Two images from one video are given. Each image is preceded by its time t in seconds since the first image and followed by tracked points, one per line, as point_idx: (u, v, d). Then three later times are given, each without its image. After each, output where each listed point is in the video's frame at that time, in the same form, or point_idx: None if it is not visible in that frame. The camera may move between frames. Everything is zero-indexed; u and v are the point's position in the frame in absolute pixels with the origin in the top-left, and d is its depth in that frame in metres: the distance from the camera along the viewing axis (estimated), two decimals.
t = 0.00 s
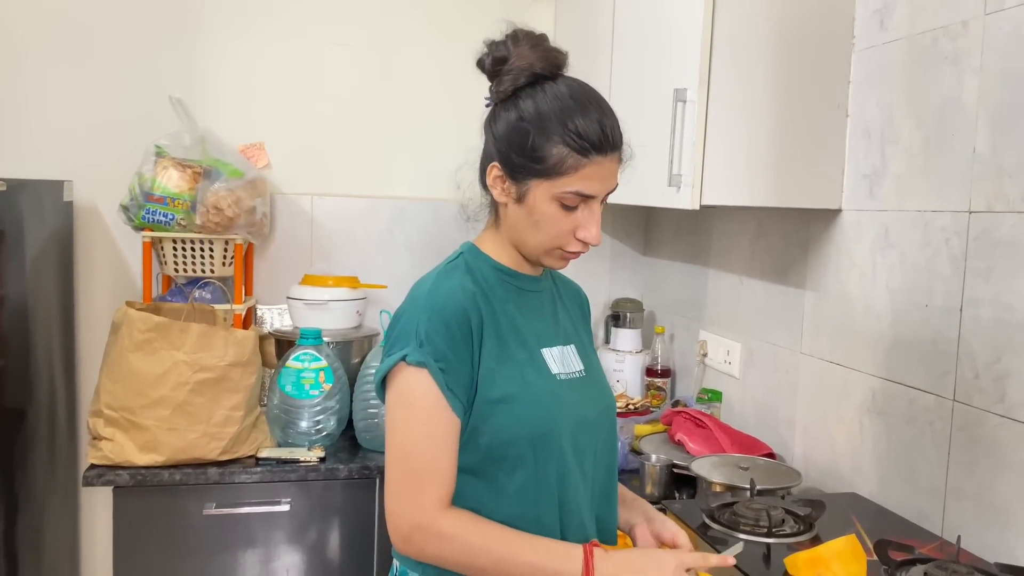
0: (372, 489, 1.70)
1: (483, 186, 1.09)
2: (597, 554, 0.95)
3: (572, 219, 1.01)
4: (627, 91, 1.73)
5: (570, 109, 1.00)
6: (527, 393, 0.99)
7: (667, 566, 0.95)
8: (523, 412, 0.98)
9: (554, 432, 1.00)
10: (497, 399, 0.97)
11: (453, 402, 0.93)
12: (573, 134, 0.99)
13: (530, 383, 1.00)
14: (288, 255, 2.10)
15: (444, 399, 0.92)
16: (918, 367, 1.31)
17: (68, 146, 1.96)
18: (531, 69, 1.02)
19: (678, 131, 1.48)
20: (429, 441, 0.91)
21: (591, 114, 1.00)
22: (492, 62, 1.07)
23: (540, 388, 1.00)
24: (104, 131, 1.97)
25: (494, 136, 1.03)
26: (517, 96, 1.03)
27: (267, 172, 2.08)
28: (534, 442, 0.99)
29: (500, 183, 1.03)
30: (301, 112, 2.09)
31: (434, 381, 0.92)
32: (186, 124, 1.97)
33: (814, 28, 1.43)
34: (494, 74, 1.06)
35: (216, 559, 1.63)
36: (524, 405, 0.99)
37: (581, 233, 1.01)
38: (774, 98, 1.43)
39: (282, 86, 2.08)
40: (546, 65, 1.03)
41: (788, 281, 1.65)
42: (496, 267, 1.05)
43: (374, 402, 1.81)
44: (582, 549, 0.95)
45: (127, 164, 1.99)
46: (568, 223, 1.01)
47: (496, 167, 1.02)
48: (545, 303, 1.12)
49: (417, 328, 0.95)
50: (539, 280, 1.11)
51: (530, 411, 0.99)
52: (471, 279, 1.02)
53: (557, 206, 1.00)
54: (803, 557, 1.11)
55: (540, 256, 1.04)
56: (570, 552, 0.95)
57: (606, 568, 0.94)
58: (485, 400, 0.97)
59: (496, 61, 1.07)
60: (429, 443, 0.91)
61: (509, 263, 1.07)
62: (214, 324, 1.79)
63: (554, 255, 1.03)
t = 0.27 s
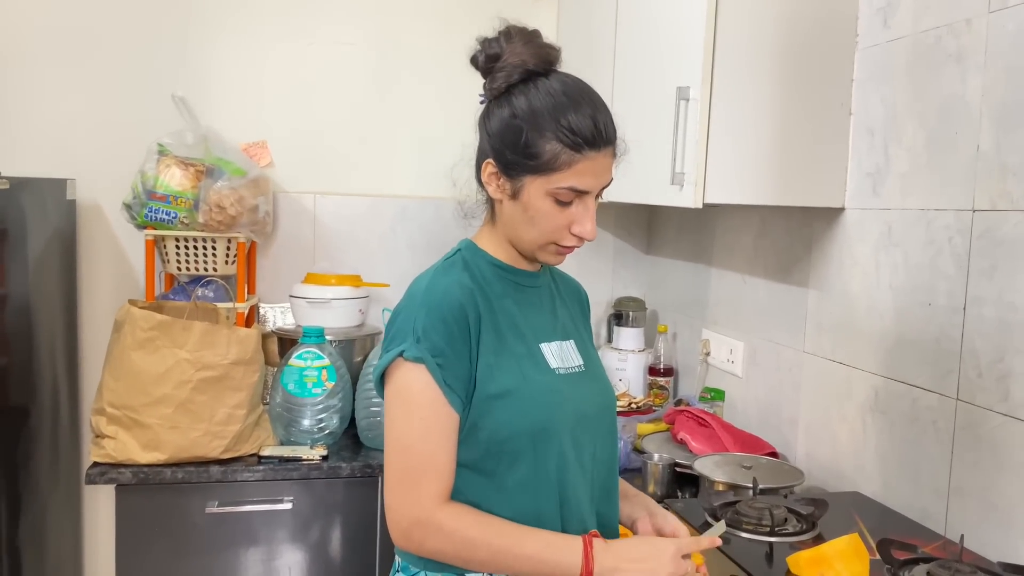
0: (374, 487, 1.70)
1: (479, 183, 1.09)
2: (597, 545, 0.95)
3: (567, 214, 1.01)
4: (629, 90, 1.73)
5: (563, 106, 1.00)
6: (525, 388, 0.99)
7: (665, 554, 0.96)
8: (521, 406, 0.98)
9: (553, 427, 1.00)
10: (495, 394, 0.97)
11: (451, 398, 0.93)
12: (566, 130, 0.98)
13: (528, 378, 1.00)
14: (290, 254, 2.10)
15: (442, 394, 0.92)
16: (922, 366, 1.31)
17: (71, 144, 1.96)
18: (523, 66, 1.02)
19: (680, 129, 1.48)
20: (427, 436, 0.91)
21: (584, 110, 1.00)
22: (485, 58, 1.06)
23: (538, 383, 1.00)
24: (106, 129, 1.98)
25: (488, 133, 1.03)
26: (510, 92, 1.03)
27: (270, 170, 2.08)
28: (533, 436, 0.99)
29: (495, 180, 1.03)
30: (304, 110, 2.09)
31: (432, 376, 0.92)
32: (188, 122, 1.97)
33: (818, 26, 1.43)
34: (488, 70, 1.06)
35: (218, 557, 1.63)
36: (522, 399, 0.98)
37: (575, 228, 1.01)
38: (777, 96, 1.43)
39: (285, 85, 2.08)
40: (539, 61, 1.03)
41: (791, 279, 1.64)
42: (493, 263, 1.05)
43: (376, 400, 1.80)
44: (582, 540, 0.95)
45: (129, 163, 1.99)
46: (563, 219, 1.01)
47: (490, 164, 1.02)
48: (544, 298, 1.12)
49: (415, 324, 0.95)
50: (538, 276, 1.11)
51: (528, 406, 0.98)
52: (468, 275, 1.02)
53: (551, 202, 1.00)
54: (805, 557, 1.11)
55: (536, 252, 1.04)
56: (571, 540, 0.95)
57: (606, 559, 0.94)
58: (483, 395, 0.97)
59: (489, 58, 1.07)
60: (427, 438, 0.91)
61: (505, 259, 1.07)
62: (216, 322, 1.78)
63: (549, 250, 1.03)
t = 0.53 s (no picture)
0: (381, 488, 1.71)
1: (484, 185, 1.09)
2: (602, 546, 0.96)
3: (571, 216, 1.01)
4: (636, 92, 1.73)
5: (568, 109, 1.00)
6: (530, 389, 0.99)
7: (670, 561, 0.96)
8: (525, 407, 0.98)
9: (556, 427, 1.01)
10: (500, 394, 0.98)
11: (455, 398, 0.93)
12: (570, 132, 0.99)
13: (532, 378, 1.00)
14: (298, 255, 2.11)
15: (447, 395, 0.92)
16: (929, 368, 1.31)
17: (79, 145, 1.97)
18: (529, 70, 1.03)
19: (687, 132, 1.49)
20: (432, 437, 0.91)
21: (589, 113, 1.01)
22: (490, 62, 1.07)
23: (542, 383, 1.01)
24: (114, 131, 1.99)
25: (493, 135, 1.04)
26: (515, 95, 1.03)
27: (277, 172, 2.09)
28: (537, 436, 0.99)
29: (500, 181, 1.04)
30: (311, 112, 2.10)
31: (437, 377, 0.92)
32: (196, 123, 1.98)
33: (825, 28, 1.43)
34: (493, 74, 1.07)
35: (226, 558, 1.64)
36: (526, 400, 0.99)
37: (580, 229, 1.01)
38: (784, 99, 1.43)
39: (292, 87, 2.09)
40: (544, 65, 1.04)
41: (798, 281, 1.64)
42: (498, 264, 1.06)
43: (383, 401, 1.81)
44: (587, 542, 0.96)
45: (138, 165, 2.00)
46: (567, 220, 1.01)
47: (496, 165, 1.03)
48: (548, 299, 1.12)
49: (419, 324, 0.96)
50: (542, 277, 1.11)
51: (532, 406, 0.99)
52: (473, 277, 1.02)
53: (556, 203, 1.00)
54: (812, 557, 1.11)
55: (540, 253, 1.05)
56: (575, 541, 0.95)
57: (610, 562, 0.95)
58: (487, 396, 0.97)
59: (495, 61, 1.07)
60: (432, 438, 0.91)
61: (510, 260, 1.07)
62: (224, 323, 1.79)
63: (553, 251, 1.04)
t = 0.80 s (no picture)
0: (391, 492, 1.72)
1: (491, 196, 1.10)
2: (610, 552, 0.95)
3: (579, 220, 1.02)
4: (645, 98, 1.74)
5: (571, 114, 1.01)
6: (535, 394, 1.00)
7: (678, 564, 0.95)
8: (530, 412, 0.99)
9: (562, 432, 1.01)
10: (505, 400, 0.98)
11: (460, 405, 0.94)
12: (573, 137, 1.00)
13: (537, 384, 1.01)
14: (308, 260, 2.12)
15: (451, 401, 0.93)
16: (938, 374, 1.31)
17: (92, 151, 1.99)
18: (530, 79, 1.04)
19: (696, 138, 1.49)
20: (437, 444, 0.92)
21: (591, 118, 1.02)
22: (490, 74, 1.08)
23: (547, 389, 1.01)
24: (126, 137, 2.00)
25: (497, 145, 1.05)
26: (517, 105, 1.05)
27: (288, 177, 2.10)
28: (543, 442, 1.00)
29: (507, 191, 1.05)
30: (321, 118, 2.12)
31: (441, 384, 0.93)
32: (207, 129, 2.00)
33: (833, 35, 1.44)
34: (495, 86, 1.08)
35: (236, 561, 1.65)
36: (531, 406, 0.99)
37: (588, 233, 1.02)
38: (793, 105, 1.43)
39: (303, 93, 2.10)
40: (545, 74, 1.05)
41: (807, 287, 1.65)
42: (504, 271, 1.07)
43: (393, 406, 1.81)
44: (596, 548, 0.96)
45: (150, 171, 2.02)
46: (575, 225, 1.02)
47: (502, 175, 1.04)
48: (554, 305, 1.13)
49: (424, 332, 0.97)
50: (549, 283, 1.11)
51: (537, 411, 0.99)
52: (478, 284, 1.03)
53: (562, 208, 1.01)
54: (823, 564, 1.11)
55: (550, 260, 1.05)
56: (584, 548, 0.95)
57: (620, 568, 0.95)
58: (492, 402, 0.98)
59: (495, 75, 1.08)
60: (437, 445, 0.92)
61: (521, 269, 1.08)
62: (235, 328, 1.81)
63: (563, 257, 1.04)
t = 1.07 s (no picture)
0: (398, 494, 1.72)
1: (493, 202, 1.11)
2: (624, 550, 0.96)
3: (582, 214, 1.02)
4: (652, 100, 1.74)
5: (565, 110, 1.02)
6: (546, 393, 1.00)
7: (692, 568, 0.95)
8: (542, 410, 0.99)
9: (574, 431, 1.01)
10: (516, 398, 0.98)
11: (472, 403, 0.94)
12: (569, 133, 1.01)
13: (548, 382, 1.01)
14: (315, 262, 2.13)
15: (463, 400, 0.94)
16: (946, 376, 1.30)
17: (100, 154, 2.00)
18: (522, 80, 1.05)
19: (703, 139, 1.49)
20: (449, 443, 0.92)
21: (586, 112, 1.02)
22: (480, 81, 1.09)
23: (558, 387, 1.01)
24: (134, 140, 2.01)
25: (495, 149, 1.06)
26: (511, 107, 1.06)
27: (295, 180, 2.11)
28: (554, 440, 1.00)
29: (508, 193, 1.05)
30: (328, 121, 2.12)
31: (453, 383, 0.93)
32: (215, 132, 2.00)
33: (840, 36, 1.43)
34: (486, 92, 1.09)
35: (243, 562, 1.65)
36: (543, 403, 0.99)
37: (593, 226, 1.02)
38: (800, 106, 1.43)
39: (310, 96, 2.11)
40: (536, 74, 1.06)
41: (815, 289, 1.64)
42: (512, 271, 1.07)
43: (400, 407, 1.82)
44: (609, 546, 0.96)
45: (158, 173, 2.03)
46: (579, 220, 1.01)
47: (502, 177, 1.05)
48: (563, 304, 1.13)
49: (435, 331, 0.97)
50: (557, 282, 1.12)
51: (549, 409, 0.99)
52: (487, 284, 1.03)
53: (565, 203, 1.01)
54: (830, 565, 1.11)
55: (557, 258, 1.05)
56: (597, 544, 0.96)
57: (633, 567, 0.95)
58: (503, 400, 0.98)
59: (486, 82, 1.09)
60: (449, 445, 0.92)
61: (528, 270, 1.08)
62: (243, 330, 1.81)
63: (570, 254, 1.04)
